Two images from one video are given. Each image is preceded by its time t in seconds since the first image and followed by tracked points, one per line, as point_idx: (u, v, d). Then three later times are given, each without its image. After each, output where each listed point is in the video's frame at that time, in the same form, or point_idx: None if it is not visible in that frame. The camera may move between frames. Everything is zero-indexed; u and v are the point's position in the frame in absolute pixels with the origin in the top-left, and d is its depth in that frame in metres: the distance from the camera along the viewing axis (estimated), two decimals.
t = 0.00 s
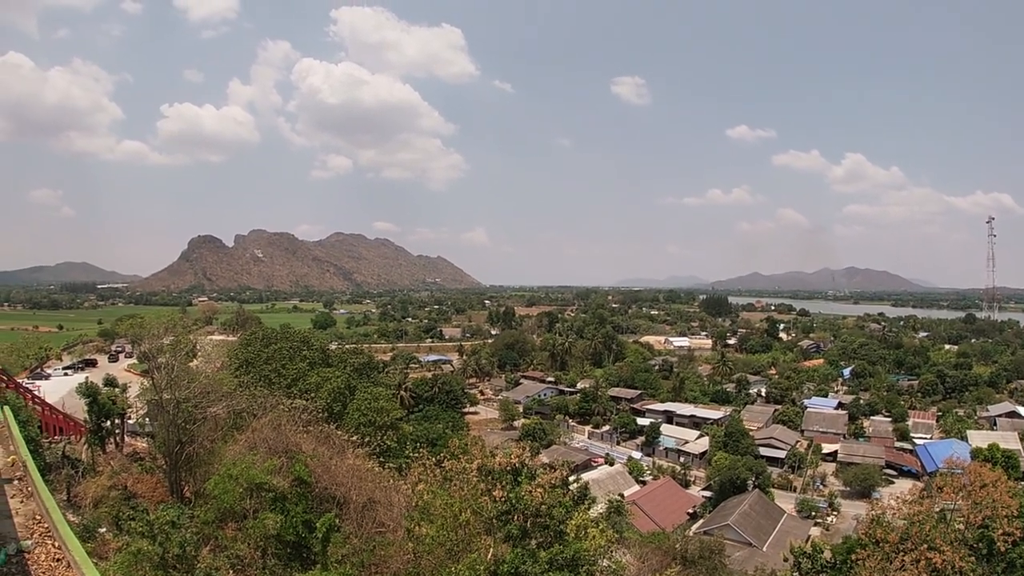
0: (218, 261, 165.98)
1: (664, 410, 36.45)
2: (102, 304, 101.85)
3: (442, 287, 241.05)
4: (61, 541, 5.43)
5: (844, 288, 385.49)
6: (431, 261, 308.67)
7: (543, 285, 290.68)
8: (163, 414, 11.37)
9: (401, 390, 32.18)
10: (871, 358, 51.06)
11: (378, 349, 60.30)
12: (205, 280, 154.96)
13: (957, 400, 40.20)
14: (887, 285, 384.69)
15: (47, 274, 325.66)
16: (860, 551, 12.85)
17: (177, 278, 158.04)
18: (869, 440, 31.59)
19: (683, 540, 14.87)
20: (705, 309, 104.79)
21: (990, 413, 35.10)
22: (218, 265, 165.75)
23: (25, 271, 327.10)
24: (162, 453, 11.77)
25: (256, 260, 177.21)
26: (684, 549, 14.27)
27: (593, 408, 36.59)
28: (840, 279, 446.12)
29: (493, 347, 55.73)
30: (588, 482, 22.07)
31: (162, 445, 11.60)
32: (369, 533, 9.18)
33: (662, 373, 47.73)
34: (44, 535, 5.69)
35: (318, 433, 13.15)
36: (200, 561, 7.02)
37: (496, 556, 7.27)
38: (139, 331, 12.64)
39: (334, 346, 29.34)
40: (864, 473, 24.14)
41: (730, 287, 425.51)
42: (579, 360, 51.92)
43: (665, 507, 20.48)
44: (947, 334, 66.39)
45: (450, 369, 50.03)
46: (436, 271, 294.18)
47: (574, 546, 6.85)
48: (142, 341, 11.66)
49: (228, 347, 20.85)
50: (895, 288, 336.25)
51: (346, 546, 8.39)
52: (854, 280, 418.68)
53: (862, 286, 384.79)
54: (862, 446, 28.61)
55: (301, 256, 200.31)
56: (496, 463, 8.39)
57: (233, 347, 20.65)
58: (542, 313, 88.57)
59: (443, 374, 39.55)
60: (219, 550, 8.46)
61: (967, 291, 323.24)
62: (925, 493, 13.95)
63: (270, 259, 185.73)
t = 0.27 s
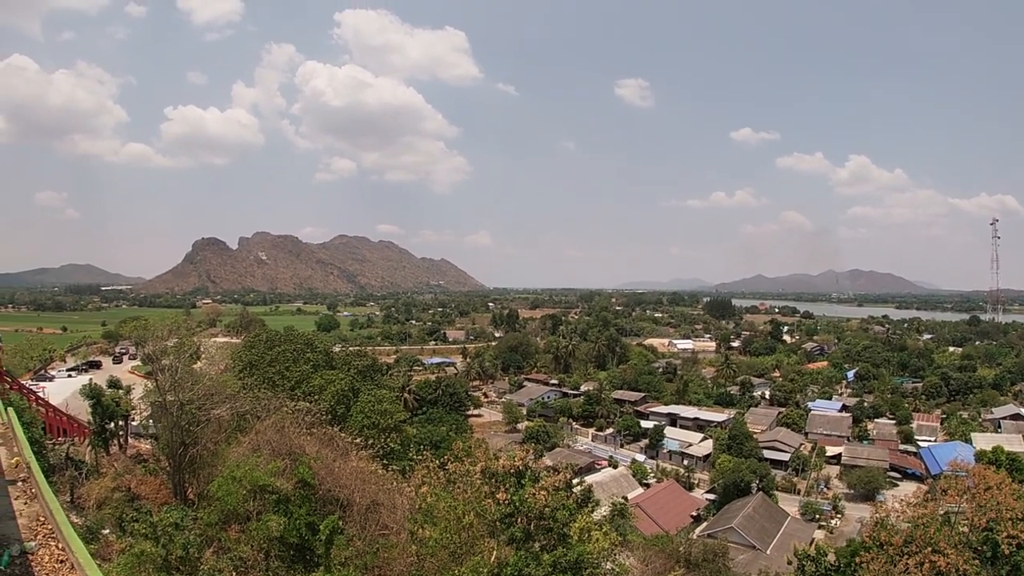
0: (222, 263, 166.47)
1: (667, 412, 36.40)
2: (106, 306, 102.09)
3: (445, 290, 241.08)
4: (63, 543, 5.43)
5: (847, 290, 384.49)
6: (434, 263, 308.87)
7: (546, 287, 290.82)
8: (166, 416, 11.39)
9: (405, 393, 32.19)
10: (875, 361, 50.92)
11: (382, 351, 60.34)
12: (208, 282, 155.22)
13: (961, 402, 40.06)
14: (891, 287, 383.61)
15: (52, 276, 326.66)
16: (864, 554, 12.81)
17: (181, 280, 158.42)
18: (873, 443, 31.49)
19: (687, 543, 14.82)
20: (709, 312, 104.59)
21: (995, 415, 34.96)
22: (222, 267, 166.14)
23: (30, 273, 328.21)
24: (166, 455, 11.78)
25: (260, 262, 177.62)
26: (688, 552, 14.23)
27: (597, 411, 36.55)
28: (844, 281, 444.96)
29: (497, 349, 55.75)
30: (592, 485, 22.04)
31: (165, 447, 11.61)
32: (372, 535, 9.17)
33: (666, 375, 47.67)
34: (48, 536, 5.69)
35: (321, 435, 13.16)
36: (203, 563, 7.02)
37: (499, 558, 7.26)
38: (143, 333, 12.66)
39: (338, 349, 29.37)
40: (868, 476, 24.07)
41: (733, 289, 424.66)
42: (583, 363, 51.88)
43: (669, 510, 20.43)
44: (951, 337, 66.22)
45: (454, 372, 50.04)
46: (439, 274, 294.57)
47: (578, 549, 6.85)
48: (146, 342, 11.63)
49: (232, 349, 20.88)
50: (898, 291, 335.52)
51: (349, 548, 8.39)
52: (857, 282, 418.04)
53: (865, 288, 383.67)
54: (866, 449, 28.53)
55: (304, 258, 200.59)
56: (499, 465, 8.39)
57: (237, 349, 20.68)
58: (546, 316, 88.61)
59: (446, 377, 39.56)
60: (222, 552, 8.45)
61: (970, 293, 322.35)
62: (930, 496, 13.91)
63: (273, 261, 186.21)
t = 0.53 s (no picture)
0: (227, 264, 167.03)
1: (673, 413, 36.35)
2: (112, 307, 102.56)
3: (449, 290, 241.28)
4: (69, 543, 5.45)
5: (852, 290, 383.28)
6: (438, 264, 309.22)
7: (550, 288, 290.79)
8: (172, 416, 11.42)
9: (410, 394, 32.23)
10: (881, 362, 50.73)
11: (387, 352, 60.43)
12: (213, 283, 155.76)
13: (967, 404, 39.88)
14: (896, 287, 382.14)
15: (57, 277, 328.15)
16: (869, 556, 12.74)
17: (186, 281, 159.02)
18: (879, 444, 31.38)
19: (692, 545, 14.77)
20: (714, 312, 104.42)
21: (1001, 417, 34.77)
22: (227, 268, 166.68)
23: (36, 274, 329.79)
24: (171, 455, 11.81)
25: (265, 263, 178.17)
26: (693, 553, 14.19)
27: (602, 412, 36.50)
28: (849, 282, 443.41)
29: (502, 350, 55.79)
30: (597, 486, 22.01)
31: (170, 448, 11.63)
32: (377, 536, 9.18)
33: (671, 376, 47.60)
34: (53, 537, 5.71)
35: (326, 436, 13.17)
36: (208, 563, 7.02)
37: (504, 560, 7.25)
38: (148, 334, 12.71)
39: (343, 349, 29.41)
40: (874, 478, 23.99)
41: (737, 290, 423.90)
42: (588, 364, 51.86)
43: (674, 511, 20.39)
44: (957, 338, 65.95)
45: (459, 373, 50.07)
46: (443, 274, 294.80)
47: (583, 551, 6.84)
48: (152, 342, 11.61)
49: (238, 350, 20.95)
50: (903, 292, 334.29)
51: (354, 549, 8.41)
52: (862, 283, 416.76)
53: (870, 289, 382.29)
54: (872, 451, 28.42)
55: (309, 258, 201.08)
56: (504, 466, 8.39)
57: (243, 350, 20.73)
58: (551, 317, 88.65)
59: (451, 378, 39.59)
60: (227, 553, 8.44)
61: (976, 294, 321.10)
62: (935, 498, 13.88)
63: (278, 262, 186.80)
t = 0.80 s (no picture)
0: (232, 265, 167.54)
1: (677, 414, 36.27)
2: (118, 307, 103.06)
3: (453, 291, 241.45)
4: (74, 543, 5.46)
5: (856, 291, 382.09)
6: (442, 265, 309.50)
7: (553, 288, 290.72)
8: (178, 417, 11.45)
9: (415, 394, 32.24)
10: (887, 363, 50.55)
11: (392, 353, 60.52)
12: (219, 283, 156.33)
13: (973, 405, 39.71)
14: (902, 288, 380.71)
15: (63, 278, 329.64)
16: (874, 558, 12.70)
17: (192, 282, 159.59)
18: (884, 445, 31.26)
19: (697, 546, 14.71)
20: (719, 313, 104.25)
21: (1008, 418, 34.61)
22: (232, 269, 167.14)
23: (42, 275, 331.29)
24: (176, 455, 11.85)
25: (270, 264, 178.66)
26: (698, 554, 14.15)
27: (607, 413, 36.46)
28: (853, 282, 441.95)
29: (507, 351, 55.79)
30: (601, 487, 21.98)
31: (176, 448, 11.66)
32: (382, 536, 9.20)
33: (676, 377, 47.52)
34: (58, 536, 5.73)
35: (331, 436, 13.21)
36: (213, 563, 7.04)
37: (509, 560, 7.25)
38: (154, 334, 12.75)
39: (348, 350, 29.44)
40: (879, 479, 23.90)
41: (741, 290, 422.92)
42: (592, 365, 51.83)
43: (678, 512, 20.34)
44: (962, 338, 65.68)
45: (464, 373, 50.10)
46: (447, 275, 295.07)
47: (587, 552, 6.81)
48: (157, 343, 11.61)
49: (243, 350, 21.00)
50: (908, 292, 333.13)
51: (358, 549, 8.44)
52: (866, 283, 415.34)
53: (875, 289, 380.97)
54: (878, 452, 28.32)
55: (313, 259, 201.53)
56: (508, 467, 8.30)
57: (248, 350, 20.77)
58: (556, 317, 88.65)
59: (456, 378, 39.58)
60: (232, 553, 8.46)
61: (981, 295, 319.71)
62: (940, 500, 13.84)
63: (283, 263, 187.29)
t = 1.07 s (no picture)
0: (238, 264, 168.10)
1: (682, 415, 36.21)
2: (123, 307, 103.52)
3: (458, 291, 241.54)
4: (80, 542, 5.47)
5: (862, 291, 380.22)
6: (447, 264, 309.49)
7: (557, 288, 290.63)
8: (183, 416, 11.46)
9: (420, 394, 32.26)
10: (893, 363, 50.36)
11: (397, 352, 60.60)
12: (225, 284, 157.01)
13: (979, 405, 39.53)
14: (906, 288, 379.39)
15: (70, 278, 331.21)
16: (880, 559, 12.65)
17: (197, 282, 160.15)
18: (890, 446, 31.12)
19: (702, 546, 14.66)
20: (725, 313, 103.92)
21: (1014, 418, 34.44)
22: (237, 269, 167.62)
23: (48, 275, 332.77)
24: (182, 454, 11.88)
25: (275, 264, 179.11)
26: (703, 555, 14.11)
27: (612, 413, 36.41)
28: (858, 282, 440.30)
29: (512, 350, 55.80)
30: (606, 487, 21.96)
31: (182, 447, 11.69)
32: (387, 536, 9.20)
33: (681, 377, 47.43)
34: (64, 535, 5.74)
35: (336, 436, 13.22)
36: (217, 562, 7.04)
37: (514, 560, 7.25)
38: (159, 334, 12.79)
39: (354, 349, 29.47)
40: (885, 480, 23.82)
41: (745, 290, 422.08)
42: (597, 365, 51.76)
43: (684, 513, 20.31)
44: (968, 338, 65.39)
45: (469, 373, 50.10)
46: (452, 274, 295.34)
47: (592, 552, 6.80)
48: (163, 343, 11.64)
49: (249, 350, 21.03)
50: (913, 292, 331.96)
51: (363, 549, 8.44)
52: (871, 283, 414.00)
53: (880, 289, 379.02)
54: (883, 452, 28.22)
55: (318, 259, 201.99)
56: (513, 467, 8.36)
57: (254, 350, 20.80)
58: (561, 317, 88.63)
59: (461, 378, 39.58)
60: (237, 552, 8.47)
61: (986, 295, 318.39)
62: (946, 501, 13.77)
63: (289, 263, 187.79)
